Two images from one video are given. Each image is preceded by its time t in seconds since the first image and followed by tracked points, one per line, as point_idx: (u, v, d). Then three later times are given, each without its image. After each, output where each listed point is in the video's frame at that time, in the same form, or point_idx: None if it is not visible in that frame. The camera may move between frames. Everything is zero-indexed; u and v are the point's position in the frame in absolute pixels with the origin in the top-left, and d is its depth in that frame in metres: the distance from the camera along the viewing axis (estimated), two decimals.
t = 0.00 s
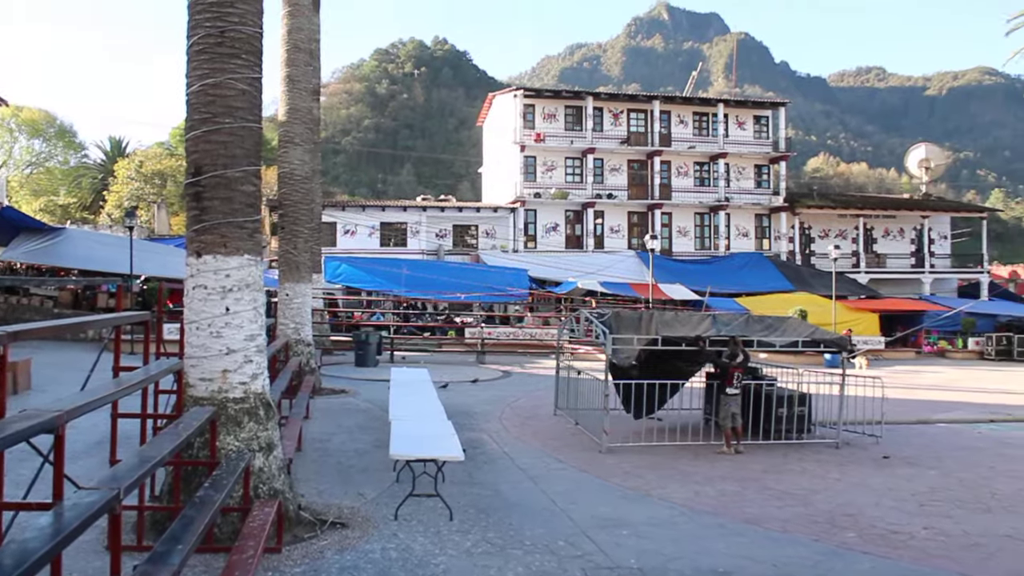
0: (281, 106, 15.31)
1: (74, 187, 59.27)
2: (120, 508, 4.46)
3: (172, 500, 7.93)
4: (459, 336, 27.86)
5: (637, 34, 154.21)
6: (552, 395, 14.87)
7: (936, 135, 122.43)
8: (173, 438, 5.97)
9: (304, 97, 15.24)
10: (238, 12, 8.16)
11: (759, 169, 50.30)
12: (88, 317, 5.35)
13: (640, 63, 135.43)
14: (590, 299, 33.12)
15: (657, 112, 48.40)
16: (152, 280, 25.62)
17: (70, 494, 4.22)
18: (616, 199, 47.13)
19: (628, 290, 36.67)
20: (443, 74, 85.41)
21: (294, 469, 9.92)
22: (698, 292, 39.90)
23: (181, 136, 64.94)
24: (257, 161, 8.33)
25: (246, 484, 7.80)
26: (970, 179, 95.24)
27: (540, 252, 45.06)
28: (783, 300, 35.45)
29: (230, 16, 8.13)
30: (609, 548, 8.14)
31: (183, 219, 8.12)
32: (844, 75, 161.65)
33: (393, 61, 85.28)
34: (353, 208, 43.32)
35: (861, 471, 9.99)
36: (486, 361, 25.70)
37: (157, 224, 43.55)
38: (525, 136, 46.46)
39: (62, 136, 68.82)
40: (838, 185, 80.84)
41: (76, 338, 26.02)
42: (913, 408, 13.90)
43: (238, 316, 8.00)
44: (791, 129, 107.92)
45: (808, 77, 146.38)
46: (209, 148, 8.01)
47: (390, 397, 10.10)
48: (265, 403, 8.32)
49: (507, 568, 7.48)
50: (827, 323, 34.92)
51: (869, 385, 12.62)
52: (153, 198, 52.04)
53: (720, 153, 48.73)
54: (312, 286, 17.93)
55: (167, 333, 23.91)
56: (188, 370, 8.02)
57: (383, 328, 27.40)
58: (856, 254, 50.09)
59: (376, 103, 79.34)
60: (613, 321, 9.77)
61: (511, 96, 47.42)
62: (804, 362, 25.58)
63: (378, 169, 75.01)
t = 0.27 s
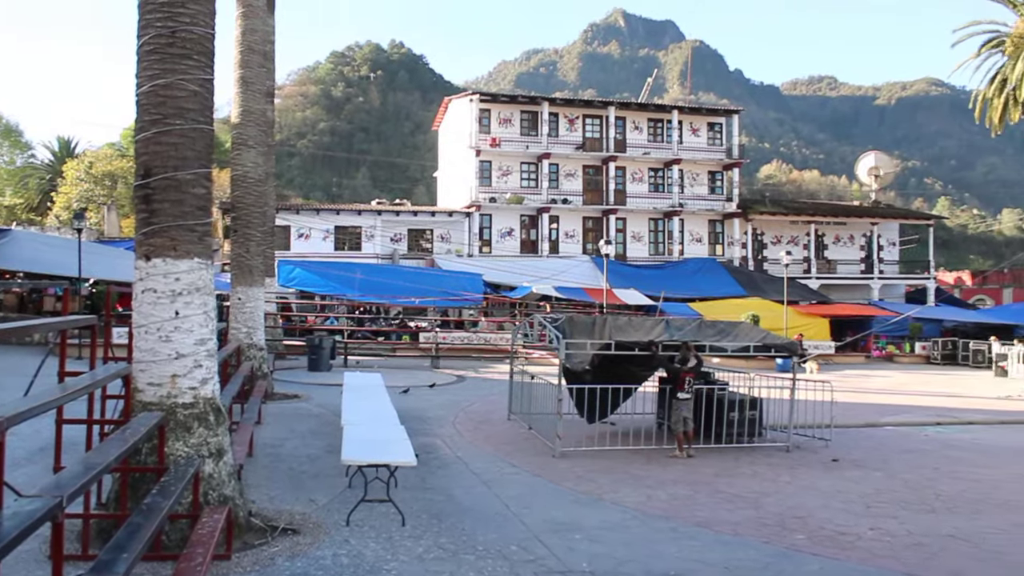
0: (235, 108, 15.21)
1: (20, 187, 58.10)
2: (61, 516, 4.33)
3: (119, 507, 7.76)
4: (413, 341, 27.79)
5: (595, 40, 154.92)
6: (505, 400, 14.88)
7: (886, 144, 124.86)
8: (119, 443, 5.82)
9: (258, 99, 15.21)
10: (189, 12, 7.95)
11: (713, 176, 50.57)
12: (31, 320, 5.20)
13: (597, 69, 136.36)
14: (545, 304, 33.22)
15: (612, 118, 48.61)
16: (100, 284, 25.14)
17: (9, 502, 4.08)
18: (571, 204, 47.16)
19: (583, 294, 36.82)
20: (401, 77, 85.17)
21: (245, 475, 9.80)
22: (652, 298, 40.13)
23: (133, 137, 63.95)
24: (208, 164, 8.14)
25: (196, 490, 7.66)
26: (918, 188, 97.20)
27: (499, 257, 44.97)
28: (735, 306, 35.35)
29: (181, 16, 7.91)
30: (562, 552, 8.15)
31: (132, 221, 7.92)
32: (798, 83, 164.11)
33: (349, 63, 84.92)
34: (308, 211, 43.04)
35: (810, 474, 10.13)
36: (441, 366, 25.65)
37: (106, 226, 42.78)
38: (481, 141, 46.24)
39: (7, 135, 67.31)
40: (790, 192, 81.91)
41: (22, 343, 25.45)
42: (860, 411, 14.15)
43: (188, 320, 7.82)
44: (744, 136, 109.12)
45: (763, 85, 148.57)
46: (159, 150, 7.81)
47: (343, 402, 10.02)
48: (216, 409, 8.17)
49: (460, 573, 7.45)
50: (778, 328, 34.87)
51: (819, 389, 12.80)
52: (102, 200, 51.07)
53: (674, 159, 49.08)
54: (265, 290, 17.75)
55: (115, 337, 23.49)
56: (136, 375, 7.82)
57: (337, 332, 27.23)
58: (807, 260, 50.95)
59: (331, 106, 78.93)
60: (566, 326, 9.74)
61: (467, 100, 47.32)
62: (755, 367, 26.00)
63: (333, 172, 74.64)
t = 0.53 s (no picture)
0: (190, 109, 15.08)
1: None
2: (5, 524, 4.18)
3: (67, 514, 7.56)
4: (369, 345, 27.62)
5: (555, 45, 155.27)
6: (462, 404, 14.86)
7: (840, 152, 127.00)
8: (68, 448, 5.64)
9: (214, 101, 15.04)
10: (144, 12, 7.72)
11: (670, 181, 51.12)
12: None
13: (556, 74, 136.85)
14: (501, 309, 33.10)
15: (570, 123, 48.72)
16: (50, 287, 24.62)
17: None
18: (528, 209, 47.24)
19: (540, 299, 36.76)
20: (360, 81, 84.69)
21: (198, 480, 9.69)
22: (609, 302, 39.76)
23: (83, 137, 62.81)
24: (162, 165, 7.94)
25: (147, 496, 7.49)
26: (871, 196, 98.91)
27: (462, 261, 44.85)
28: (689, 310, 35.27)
29: (134, 16, 7.68)
30: (518, 557, 8.16)
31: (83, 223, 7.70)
32: (754, 91, 166.41)
33: (307, 65, 84.38)
34: (264, 214, 42.74)
35: (764, 477, 10.26)
36: (397, 370, 25.48)
37: (57, 228, 41.93)
38: (439, 145, 46.08)
39: None
40: (747, 198, 82.64)
41: None
42: (812, 415, 14.36)
43: (140, 323, 7.63)
44: (701, 142, 109.95)
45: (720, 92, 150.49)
46: (111, 151, 7.60)
47: (299, 406, 9.94)
48: (169, 413, 7.97)
49: None
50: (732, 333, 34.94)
51: (773, 393, 12.96)
52: (53, 200, 50.06)
53: (631, 165, 49.36)
54: (221, 294, 17.56)
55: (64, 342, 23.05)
56: (86, 379, 7.60)
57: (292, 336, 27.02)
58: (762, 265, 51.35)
59: (288, 108, 78.28)
60: (524, 330, 9.85)
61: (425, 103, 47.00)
62: (710, 372, 26.36)
63: (290, 175, 74.05)
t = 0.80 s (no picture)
0: (141, 111, 14.85)
1: None
2: None
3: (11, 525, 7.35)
4: (323, 350, 27.47)
5: (512, 50, 155.29)
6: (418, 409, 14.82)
7: (793, 157, 128.75)
8: (11, 457, 5.48)
9: (165, 103, 14.77)
10: (91, 11, 7.46)
11: (625, 186, 51.22)
12: None
13: (511, 78, 136.54)
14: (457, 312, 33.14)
15: (526, 128, 48.87)
16: None
17: None
18: (484, 213, 47.23)
19: (496, 302, 37.07)
20: (314, 83, 83.96)
21: (149, 488, 9.55)
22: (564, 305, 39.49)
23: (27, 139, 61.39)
24: (111, 168, 7.72)
25: (95, 506, 7.30)
26: (823, 201, 100.44)
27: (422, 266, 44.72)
28: (644, 314, 35.92)
29: (82, 15, 7.43)
30: (472, 561, 8.14)
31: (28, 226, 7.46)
32: (708, 96, 168.19)
33: (262, 68, 83.52)
34: (217, 218, 42.22)
35: (717, 479, 10.35)
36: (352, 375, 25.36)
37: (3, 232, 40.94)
38: (394, 149, 45.99)
39: None
40: (701, 203, 83.42)
41: None
42: (765, 417, 14.54)
43: (87, 330, 7.45)
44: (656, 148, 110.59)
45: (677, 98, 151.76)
46: (58, 153, 7.36)
47: (252, 413, 9.83)
48: (118, 421, 7.79)
49: None
50: (687, 336, 35.62)
51: (726, 395, 13.08)
52: None
53: (587, 169, 49.50)
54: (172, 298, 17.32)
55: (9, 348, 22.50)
56: (31, 386, 7.38)
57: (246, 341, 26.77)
58: (716, 269, 52.01)
59: (242, 111, 77.32)
60: (478, 335, 9.84)
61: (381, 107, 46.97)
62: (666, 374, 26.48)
63: (245, 179, 73.23)
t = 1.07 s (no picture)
0: (87, 108, 14.57)
1: None
2: None
3: None
4: (274, 352, 27.21)
5: (466, 51, 154.85)
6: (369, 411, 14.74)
7: (744, 160, 130.31)
8: None
9: (114, 101, 14.58)
10: (34, 4, 7.23)
11: (578, 189, 51.42)
12: None
13: (465, 81, 135.63)
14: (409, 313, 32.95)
15: (479, 130, 48.74)
16: None
17: None
18: (437, 214, 47.04)
19: (448, 304, 37.01)
20: (267, 83, 82.89)
21: (93, 492, 9.39)
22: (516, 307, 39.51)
23: None
24: (54, 166, 7.48)
25: (36, 512, 7.09)
26: (774, 204, 101.85)
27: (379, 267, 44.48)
28: (597, 316, 36.08)
29: (24, 9, 7.20)
30: (422, 563, 8.11)
31: None
32: (659, 100, 169.33)
33: (212, 65, 82.10)
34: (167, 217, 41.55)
35: (667, 480, 10.44)
36: (304, 377, 25.18)
37: None
38: (347, 149, 45.66)
39: None
40: (653, 206, 83.99)
41: None
42: (716, 418, 14.70)
43: (28, 331, 7.28)
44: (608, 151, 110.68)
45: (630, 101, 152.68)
46: None
47: (201, 415, 9.74)
48: (61, 424, 7.57)
49: None
50: (639, 338, 35.92)
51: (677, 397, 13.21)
52: None
53: (540, 171, 49.51)
54: (120, 298, 17.05)
55: None
56: None
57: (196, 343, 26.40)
58: (668, 271, 52.18)
59: (193, 110, 75.85)
60: (429, 336, 9.86)
61: (333, 107, 46.56)
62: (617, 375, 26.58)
63: (195, 178, 72.09)
